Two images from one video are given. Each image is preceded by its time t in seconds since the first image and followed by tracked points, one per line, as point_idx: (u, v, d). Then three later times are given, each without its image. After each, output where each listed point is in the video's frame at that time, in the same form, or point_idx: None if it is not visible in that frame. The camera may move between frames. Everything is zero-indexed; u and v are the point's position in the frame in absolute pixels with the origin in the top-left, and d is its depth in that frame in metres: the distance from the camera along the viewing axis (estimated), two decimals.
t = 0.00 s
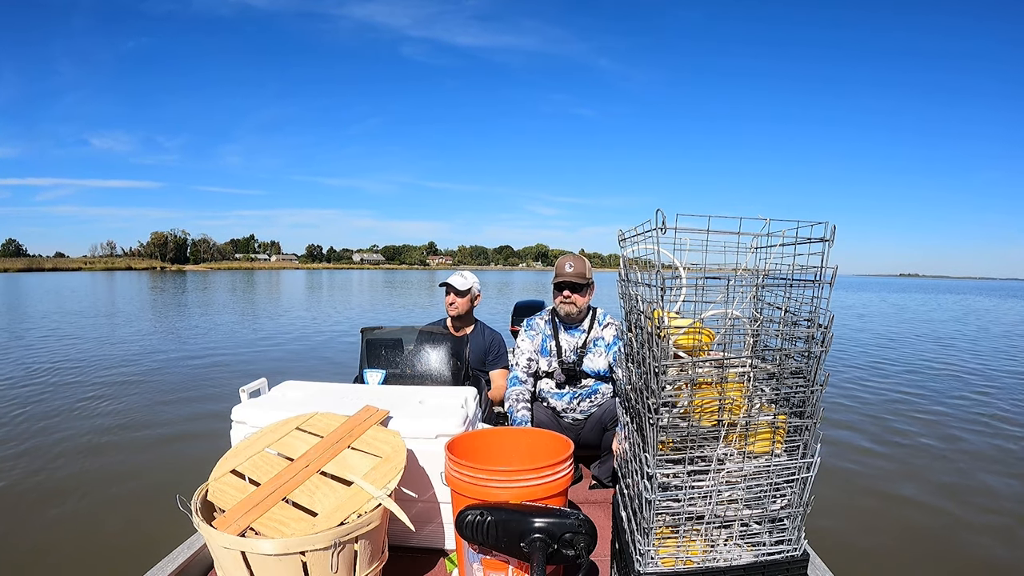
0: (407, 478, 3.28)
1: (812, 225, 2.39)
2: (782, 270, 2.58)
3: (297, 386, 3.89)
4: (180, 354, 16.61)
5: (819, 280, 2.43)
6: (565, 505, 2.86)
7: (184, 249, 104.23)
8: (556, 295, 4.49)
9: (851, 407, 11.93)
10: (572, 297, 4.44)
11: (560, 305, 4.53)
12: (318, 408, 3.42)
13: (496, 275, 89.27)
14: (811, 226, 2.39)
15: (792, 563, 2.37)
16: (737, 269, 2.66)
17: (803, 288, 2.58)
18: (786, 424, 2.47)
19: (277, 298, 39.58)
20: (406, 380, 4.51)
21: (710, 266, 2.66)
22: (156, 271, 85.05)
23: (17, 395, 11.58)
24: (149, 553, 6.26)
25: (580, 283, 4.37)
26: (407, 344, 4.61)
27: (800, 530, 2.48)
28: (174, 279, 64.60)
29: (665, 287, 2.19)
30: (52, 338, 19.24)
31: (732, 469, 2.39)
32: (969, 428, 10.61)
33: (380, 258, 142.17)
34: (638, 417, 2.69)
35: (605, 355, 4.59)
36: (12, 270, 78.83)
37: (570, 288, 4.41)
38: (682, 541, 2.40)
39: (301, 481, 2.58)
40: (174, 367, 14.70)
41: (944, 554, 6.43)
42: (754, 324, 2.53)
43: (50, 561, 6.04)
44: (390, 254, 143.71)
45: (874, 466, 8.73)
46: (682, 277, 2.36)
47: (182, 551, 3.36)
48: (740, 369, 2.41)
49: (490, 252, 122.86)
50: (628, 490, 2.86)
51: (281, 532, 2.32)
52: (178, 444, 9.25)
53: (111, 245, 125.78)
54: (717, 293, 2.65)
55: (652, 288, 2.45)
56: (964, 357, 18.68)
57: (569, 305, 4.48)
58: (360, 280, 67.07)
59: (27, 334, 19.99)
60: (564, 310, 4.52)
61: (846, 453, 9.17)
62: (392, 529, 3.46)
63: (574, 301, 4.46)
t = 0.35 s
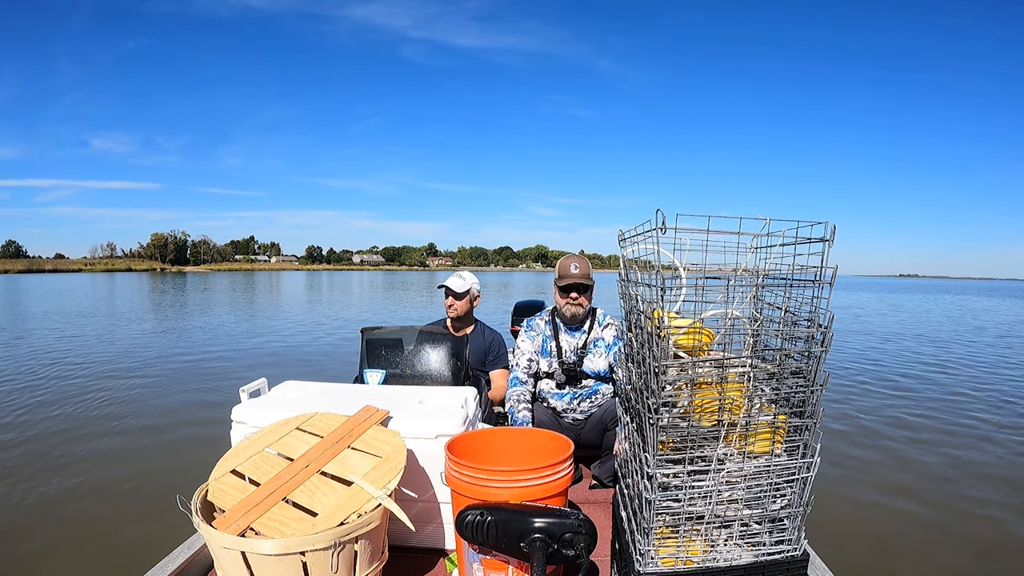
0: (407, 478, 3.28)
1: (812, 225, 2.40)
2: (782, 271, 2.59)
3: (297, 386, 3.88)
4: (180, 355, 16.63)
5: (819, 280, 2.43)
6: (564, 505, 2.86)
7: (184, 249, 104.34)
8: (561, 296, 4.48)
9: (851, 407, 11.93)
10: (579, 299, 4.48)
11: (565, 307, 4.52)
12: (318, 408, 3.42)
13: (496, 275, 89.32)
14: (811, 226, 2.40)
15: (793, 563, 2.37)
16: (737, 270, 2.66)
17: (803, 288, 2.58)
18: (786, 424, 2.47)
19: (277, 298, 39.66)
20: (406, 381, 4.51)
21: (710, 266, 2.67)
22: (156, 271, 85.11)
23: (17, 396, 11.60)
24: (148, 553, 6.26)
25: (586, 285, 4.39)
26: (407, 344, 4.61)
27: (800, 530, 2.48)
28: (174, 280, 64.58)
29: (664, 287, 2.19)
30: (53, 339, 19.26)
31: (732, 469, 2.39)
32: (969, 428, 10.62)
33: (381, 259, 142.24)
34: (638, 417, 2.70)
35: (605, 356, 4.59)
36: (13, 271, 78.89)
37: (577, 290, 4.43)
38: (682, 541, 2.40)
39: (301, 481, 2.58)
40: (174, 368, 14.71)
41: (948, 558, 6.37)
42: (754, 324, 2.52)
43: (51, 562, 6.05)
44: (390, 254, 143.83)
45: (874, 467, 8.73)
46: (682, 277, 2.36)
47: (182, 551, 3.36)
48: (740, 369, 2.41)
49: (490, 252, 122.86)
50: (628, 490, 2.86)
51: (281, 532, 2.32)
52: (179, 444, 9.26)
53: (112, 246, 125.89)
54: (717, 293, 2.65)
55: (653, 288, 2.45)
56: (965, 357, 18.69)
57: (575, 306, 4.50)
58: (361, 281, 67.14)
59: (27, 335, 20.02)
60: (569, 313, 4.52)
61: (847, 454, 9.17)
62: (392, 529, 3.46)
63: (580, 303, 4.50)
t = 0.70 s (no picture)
0: (407, 478, 3.28)
1: (812, 225, 2.41)
2: (782, 271, 2.59)
3: (297, 386, 3.88)
4: (180, 355, 16.65)
5: (819, 280, 2.43)
6: (564, 505, 2.86)
7: (184, 250, 104.53)
8: (566, 299, 4.47)
9: (851, 407, 11.93)
10: (583, 300, 4.47)
11: (569, 309, 4.52)
12: (318, 408, 3.42)
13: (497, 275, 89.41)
14: (811, 226, 2.41)
15: (793, 563, 2.37)
16: (737, 270, 2.66)
17: (803, 288, 2.58)
18: (786, 424, 2.47)
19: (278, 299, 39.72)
20: (406, 381, 4.51)
21: (710, 266, 2.67)
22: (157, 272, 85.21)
23: (18, 397, 11.61)
24: (148, 554, 6.27)
25: (589, 287, 4.38)
26: (407, 344, 4.61)
27: (800, 530, 2.48)
28: (175, 281, 64.68)
29: (664, 287, 2.19)
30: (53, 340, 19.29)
31: (732, 469, 2.39)
32: (969, 426, 10.62)
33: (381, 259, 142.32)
34: (638, 417, 2.70)
35: (606, 355, 4.59)
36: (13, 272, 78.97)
37: (581, 293, 4.43)
38: (682, 541, 2.40)
39: (301, 481, 2.58)
40: (174, 369, 14.73)
41: (947, 561, 6.28)
42: (754, 324, 2.53)
43: (52, 562, 6.06)
44: (390, 255, 143.91)
45: (875, 465, 8.72)
46: (682, 277, 2.36)
47: (182, 551, 3.36)
48: (740, 369, 2.41)
49: (490, 252, 123.00)
50: (628, 490, 2.86)
51: (281, 532, 2.32)
52: (179, 444, 9.28)
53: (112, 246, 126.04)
54: (717, 293, 2.65)
55: (653, 288, 2.45)
56: (965, 356, 18.69)
57: (578, 308, 4.49)
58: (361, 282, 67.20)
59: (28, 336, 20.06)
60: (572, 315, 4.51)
61: (847, 452, 9.17)
62: (392, 529, 3.46)
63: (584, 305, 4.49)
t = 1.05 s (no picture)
0: (407, 478, 3.28)
1: (812, 225, 2.42)
2: (782, 270, 2.59)
3: (298, 386, 3.88)
4: (180, 355, 16.64)
5: (819, 280, 2.43)
6: (564, 505, 2.86)
7: (184, 250, 104.47)
8: (567, 299, 4.45)
9: (852, 406, 11.92)
10: (585, 302, 4.46)
11: (569, 309, 4.50)
12: (318, 408, 3.42)
13: (496, 275, 89.40)
14: (811, 226, 2.42)
15: (793, 563, 2.37)
16: (737, 269, 2.66)
17: (803, 287, 2.58)
18: (786, 424, 2.47)
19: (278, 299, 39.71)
20: (406, 381, 4.51)
21: (710, 266, 2.67)
22: (157, 272, 85.17)
23: (18, 397, 11.60)
24: (148, 553, 6.26)
25: (591, 288, 4.39)
26: (407, 344, 4.61)
27: (800, 530, 2.48)
28: (175, 281, 64.71)
29: (665, 287, 2.19)
30: (53, 339, 19.28)
31: (732, 469, 2.39)
32: (969, 426, 10.62)
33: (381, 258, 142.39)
34: (638, 417, 2.70)
35: (606, 356, 4.58)
36: (13, 271, 78.95)
37: (583, 293, 4.42)
38: (682, 541, 2.40)
39: (301, 481, 2.58)
40: (174, 369, 14.72)
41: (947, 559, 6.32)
42: (754, 324, 2.53)
43: (52, 562, 6.06)
44: (390, 254, 143.95)
45: (875, 465, 8.73)
46: (682, 277, 2.36)
47: (182, 551, 3.36)
48: (740, 369, 2.41)
49: (490, 252, 123.04)
50: (628, 490, 2.86)
51: (281, 532, 2.32)
52: (180, 444, 9.30)
53: (111, 247, 126.11)
54: (717, 293, 2.65)
55: (653, 288, 2.45)
56: (966, 356, 18.68)
57: (579, 310, 4.48)
58: (361, 282, 67.19)
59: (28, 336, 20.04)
60: (573, 315, 4.49)
61: (847, 452, 9.16)
62: (392, 529, 3.46)
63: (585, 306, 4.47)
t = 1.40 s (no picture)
0: (407, 478, 3.28)
1: (812, 225, 2.42)
2: (782, 270, 2.59)
3: (297, 386, 3.88)
4: (180, 355, 16.64)
5: (819, 280, 2.43)
6: (564, 505, 2.86)
7: (183, 250, 104.44)
8: (564, 303, 4.45)
9: (852, 407, 11.92)
10: (583, 306, 4.44)
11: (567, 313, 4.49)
12: (318, 408, 3.42)
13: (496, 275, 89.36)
14: (811, 226, 2.42)
15: (793, 563, 2.37)
16: (737, 270, 2.66)
17: (803, 288, 2.58)
18: (786, 424, 2.47)
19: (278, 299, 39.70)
20: (406, 381, 4.51)
21: (710, 266, 2.67)
22: (156, 272, 85.12)
23: (18, 396, 11.59)
24: (148, 554, 6.26)
25: (590, 292, 4.39)
26: (407, 344, 4.61)
27: (800, 530, 2.48)
28: (175, 281, 64.69)
29: (665, 287, 2.19)
30: (53, 339, 19.26)
31: (732, 469, 2.39)
32: (969, 426, 10.64)
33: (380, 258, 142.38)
34: (638, 417, 2.70)
35: (606, 356, 4.58)
36: (12, 271, 78.90)
37: (581, 298, 4.40)
38: (682, 541, 2.40)
39: (300, 481, 2.58)
40: (174, 368, 14.72)
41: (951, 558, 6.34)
42: (754, 324, 2.53)
43: (53, 562, 6.06)
44: (390, 254, 143.87)
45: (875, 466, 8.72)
46: (682, 277, 2.36)
47: (182, 551, 3.36)
48: (740, 369, 2.41)
49: (490, 252, 123.03)
50: (628, 490, 2.86)
51: (281, 532, 2.32)
52: (180, 443, 9.32)
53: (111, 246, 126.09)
54: (717, 293, 2.65)
55: (653, 288, 2.45)
56: (966, 357, 18.70)
57: (578, 314, 4.47)
58: (360, 282, 67.15)
59: (28, 335, 20.03)
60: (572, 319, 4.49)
61: (848, 453, 9.17)
62: (392, 529, 3.46)
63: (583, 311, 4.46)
